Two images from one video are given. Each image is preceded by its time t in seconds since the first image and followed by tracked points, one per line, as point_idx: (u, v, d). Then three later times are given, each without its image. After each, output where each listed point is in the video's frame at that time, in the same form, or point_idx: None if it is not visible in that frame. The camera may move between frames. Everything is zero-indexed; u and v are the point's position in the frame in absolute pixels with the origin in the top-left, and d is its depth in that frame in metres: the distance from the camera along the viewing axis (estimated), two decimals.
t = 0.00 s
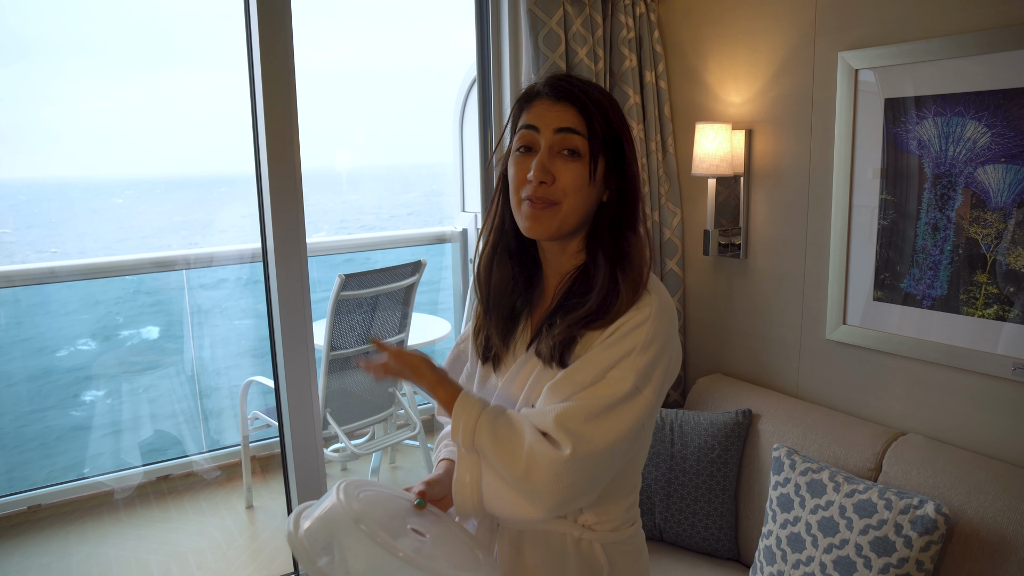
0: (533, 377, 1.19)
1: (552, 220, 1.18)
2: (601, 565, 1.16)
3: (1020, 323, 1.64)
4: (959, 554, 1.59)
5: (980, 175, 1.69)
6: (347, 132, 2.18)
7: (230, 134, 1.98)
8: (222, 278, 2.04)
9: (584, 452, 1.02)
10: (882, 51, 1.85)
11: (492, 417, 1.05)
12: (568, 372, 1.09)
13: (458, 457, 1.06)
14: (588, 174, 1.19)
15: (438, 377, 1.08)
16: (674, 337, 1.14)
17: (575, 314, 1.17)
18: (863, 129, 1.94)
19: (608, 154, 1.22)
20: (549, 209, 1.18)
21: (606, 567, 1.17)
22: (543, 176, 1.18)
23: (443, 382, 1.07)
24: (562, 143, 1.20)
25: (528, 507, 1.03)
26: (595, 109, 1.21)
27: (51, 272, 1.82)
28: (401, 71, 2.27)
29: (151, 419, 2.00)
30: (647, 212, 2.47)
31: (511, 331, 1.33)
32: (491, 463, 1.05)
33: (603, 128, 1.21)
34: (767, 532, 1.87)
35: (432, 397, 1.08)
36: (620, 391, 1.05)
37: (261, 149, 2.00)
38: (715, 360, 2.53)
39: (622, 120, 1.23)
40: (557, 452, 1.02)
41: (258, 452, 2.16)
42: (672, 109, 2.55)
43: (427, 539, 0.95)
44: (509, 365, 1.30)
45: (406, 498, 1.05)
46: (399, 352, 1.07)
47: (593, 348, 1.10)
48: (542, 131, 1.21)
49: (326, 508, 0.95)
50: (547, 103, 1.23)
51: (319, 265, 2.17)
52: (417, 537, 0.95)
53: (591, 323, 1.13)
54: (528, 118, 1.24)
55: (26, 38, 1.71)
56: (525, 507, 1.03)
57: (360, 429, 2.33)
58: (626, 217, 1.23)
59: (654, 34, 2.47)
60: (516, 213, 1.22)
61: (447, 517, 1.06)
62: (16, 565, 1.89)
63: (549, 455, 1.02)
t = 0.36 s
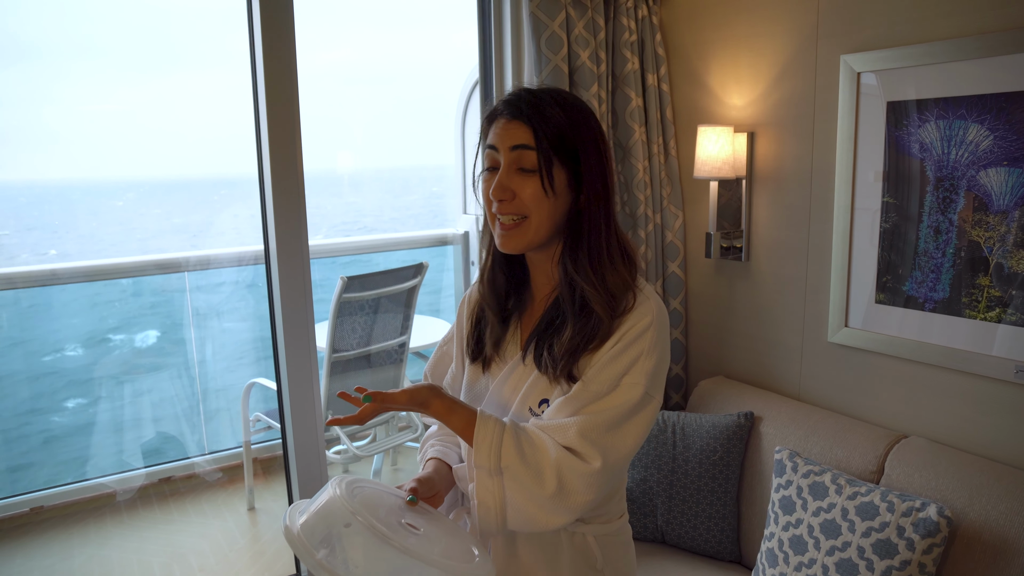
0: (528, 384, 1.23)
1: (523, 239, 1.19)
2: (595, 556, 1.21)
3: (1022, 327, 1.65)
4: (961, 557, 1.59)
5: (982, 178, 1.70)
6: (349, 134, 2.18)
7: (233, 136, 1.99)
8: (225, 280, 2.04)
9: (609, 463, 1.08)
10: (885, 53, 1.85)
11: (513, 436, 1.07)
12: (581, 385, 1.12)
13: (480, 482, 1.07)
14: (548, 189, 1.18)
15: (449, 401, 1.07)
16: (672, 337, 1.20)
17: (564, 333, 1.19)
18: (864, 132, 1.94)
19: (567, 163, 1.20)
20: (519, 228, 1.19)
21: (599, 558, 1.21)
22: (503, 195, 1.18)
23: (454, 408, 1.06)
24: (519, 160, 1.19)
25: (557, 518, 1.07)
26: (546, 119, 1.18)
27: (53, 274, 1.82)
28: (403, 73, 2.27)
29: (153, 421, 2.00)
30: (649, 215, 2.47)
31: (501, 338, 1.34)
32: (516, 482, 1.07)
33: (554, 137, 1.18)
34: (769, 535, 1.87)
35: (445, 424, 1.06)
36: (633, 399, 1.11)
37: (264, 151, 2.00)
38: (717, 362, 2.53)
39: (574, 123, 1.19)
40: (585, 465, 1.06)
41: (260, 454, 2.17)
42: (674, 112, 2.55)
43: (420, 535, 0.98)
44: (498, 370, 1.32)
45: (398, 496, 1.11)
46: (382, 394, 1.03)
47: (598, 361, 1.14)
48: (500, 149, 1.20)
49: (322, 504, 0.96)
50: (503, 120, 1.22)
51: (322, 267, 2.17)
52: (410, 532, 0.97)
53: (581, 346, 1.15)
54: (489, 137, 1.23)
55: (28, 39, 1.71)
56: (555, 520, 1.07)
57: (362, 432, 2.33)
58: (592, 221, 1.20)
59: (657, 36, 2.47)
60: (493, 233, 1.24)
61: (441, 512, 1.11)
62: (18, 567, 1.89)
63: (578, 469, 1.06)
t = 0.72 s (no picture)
0: (514, 385, 1.25)
1: (495, 245, 1.20)
2: (584, 556, 1.21)
3: None
4: (963, 557, 1.59)
5: (983, 179, 1.70)
6: (351, 135, 2.19)
7: (235, 138, 1.99)
8: (228, 282, 2.05)
9: (589, 464, 1.09)
10: (886, 55, 1.85)
11: (496, 436, 1.07)
12: (562, 387, 1.12)
13: (463, 484, 1.06)
14: (511, 194, 1.17)
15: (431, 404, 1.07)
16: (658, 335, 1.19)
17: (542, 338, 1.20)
18: (865, 133, 1.95)
19: (531, 166, 1.17)
20: (490, 234, 1.19)
21: (588, 559, 1.21)
22: (471, 202, 1.17)
23: (436, 411, 1.06)
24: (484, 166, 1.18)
25: (540, 519, 1.08)
26: (506, 124, 1.16)
27: (55, 276, 1.82)
28: (406, 75, 2.28)
29: (155, 422, 2.00)
30: (651, 216, 2.48)
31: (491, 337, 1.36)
32: (498, 484, 1.07)
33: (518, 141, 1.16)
34: (771, 535, 1.87)
35: (428, 427, 1.06)
36: (614, 400, 1.10)
37: (267, 153, 2.01)
38: (719, 363, 2.53)
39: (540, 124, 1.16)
40: (564, 467, 1.07)
41: (262, 455, 2.17)
42: (676, 113, 2.55)
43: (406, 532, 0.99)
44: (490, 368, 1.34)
45: (389, 494, 1.12)
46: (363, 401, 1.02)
47: (580, 363, 1.13)
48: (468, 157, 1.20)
49: (310, 502, 0.97)
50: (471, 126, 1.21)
51: (324, 269, 2.17)
52: (396, 530, 0.98)
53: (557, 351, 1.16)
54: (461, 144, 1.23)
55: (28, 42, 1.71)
56: (537, 521, 1.07)
57: (364, 433, 2.34)
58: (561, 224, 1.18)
59: (658, 38, 2.47)
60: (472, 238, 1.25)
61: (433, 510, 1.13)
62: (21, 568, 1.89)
63: (557, 471, 1.06)
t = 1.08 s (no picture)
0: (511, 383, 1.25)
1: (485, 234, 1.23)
2: (572, 564, 1.19)
3: None
4: (965, 554, 1.59)
5: (984, 176, 1.70)
6: (352, 135, 2.19)
7: (237, 138, 2.00)
8: (229, 282, 2.05)
9: (565, 474, 1.05)
10: (887, 52, 1.85)
11: (480, 433, 1.08)
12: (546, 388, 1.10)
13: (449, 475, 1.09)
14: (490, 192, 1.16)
15: (424, 396, 1.11)
16: (654, 347, 1.12)
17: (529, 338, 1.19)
18: (866, 131, 1.95)
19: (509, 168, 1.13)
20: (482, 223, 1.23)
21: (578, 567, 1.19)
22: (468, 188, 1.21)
23: (426, 403, 1.10)
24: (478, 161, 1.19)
25: (517, 521, 1.07)
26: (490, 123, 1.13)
27: (57, 276, 1.83)
28: (407, 75, 2.28)
29: (157, 422, 2.01)
30: (652, 214, 2.48)
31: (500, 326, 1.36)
32: (479, 480, 1.07)
33: (512, 142, 1.11)
34: (772, 533, 1.87)
35: (418, 417, 1.10)
36: (595, 410, 1.06)
37: (268, 153, 2.01)
38: (720, 361, 2.53)
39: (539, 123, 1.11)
40: (537, 473, 1.04)
41: (264, 454, 2.18)
42: (676, 112, 2.55)
43: (381, 521, 1.04)
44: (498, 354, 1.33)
45: (383, 480, 1.19)
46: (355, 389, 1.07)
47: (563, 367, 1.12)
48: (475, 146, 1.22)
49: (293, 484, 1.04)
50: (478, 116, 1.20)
51: (325, 269, 2.17)
52: (371, 518, 1.04)
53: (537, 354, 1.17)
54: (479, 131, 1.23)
55: (29, 42, 1.71)
56: (513, 523, 1.07)
57: (365, 431, 2.34)
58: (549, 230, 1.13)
59: (659, 36, 2.47)
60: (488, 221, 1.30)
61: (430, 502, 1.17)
62: (24, 568, 1.90)
63: (530, 475, 1.04)
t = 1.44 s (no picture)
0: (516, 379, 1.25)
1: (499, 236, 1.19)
2: (578, 563, 1.19)
3: None
4: (961, 549, 1.59)
5: (981, 172, 1.70)
6: (349, 130, 2.18)
7: (232, 133, 1.99)
8: (225, 277, 2.05)
9: (572, 471, 1.05)
10: (885, 47, 1.85)
11: (485, 432, 1.08)
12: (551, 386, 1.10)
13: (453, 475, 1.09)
14: (503, 189, 1.13)
15: (428, 395, 1.10)
16: (661, 341, 1.12)
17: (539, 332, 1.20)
18: (864, 126, 1.95)
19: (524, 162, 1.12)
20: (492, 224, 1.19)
21: (584, 565, 1.19)
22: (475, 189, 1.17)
23: (430, 403, 1.09)
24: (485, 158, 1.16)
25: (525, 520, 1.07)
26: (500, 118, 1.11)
27: (52, 271, 1.82)
28: (405, 71, 2.27)
29: (153, 418, 2.00)
30: (650, 210, 2.47)
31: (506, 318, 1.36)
32: (485, 479, 1.07)
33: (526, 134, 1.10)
34: (768, 528, 1.87)
35: (422, 417, 1.09)
36: (602, 406, 1.07)
37: (264, 148, 2.00)
38: (717, 357, 2.53)
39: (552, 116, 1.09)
40: (545, 471, 1.05)
41: (260, 450, 2.17)
42: (674, 107, 2.55)
43: (379, 517, 1.04)
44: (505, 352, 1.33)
45: (385, 477, 1.19)
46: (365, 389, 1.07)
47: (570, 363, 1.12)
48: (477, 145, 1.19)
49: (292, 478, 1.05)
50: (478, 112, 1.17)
51: (320, 264, 2.17)
52: (369, 514, 1.04)
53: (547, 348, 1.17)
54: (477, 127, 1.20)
55: (36, 38, 1.72)
56: (519, 523, 1.07)
57: (362, 427, 2.33)
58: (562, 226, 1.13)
59: (656, 31, 2.46)
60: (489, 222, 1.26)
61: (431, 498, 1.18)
62: (19, 564, 1.89)
63: (538, 473, 1.05)
